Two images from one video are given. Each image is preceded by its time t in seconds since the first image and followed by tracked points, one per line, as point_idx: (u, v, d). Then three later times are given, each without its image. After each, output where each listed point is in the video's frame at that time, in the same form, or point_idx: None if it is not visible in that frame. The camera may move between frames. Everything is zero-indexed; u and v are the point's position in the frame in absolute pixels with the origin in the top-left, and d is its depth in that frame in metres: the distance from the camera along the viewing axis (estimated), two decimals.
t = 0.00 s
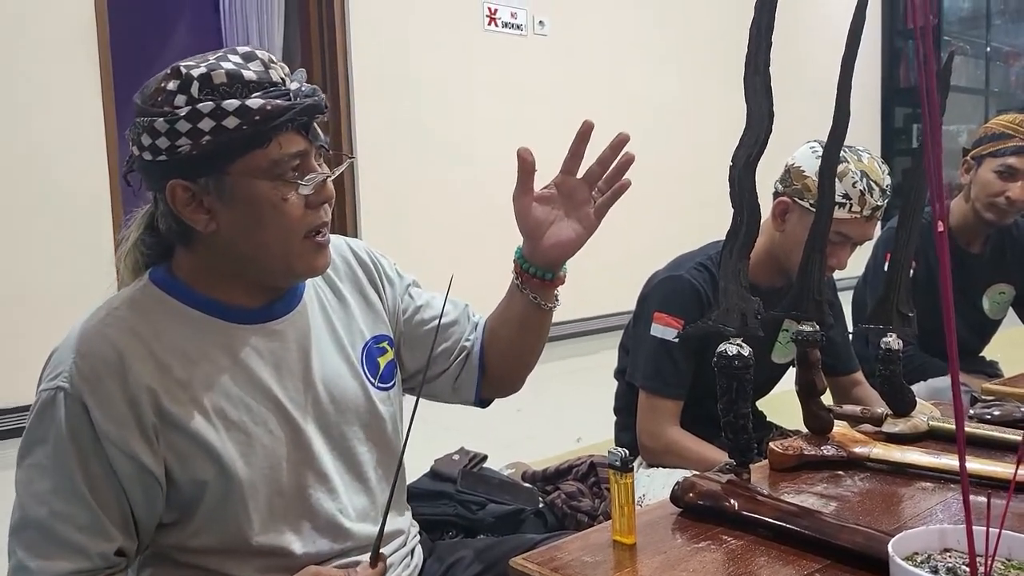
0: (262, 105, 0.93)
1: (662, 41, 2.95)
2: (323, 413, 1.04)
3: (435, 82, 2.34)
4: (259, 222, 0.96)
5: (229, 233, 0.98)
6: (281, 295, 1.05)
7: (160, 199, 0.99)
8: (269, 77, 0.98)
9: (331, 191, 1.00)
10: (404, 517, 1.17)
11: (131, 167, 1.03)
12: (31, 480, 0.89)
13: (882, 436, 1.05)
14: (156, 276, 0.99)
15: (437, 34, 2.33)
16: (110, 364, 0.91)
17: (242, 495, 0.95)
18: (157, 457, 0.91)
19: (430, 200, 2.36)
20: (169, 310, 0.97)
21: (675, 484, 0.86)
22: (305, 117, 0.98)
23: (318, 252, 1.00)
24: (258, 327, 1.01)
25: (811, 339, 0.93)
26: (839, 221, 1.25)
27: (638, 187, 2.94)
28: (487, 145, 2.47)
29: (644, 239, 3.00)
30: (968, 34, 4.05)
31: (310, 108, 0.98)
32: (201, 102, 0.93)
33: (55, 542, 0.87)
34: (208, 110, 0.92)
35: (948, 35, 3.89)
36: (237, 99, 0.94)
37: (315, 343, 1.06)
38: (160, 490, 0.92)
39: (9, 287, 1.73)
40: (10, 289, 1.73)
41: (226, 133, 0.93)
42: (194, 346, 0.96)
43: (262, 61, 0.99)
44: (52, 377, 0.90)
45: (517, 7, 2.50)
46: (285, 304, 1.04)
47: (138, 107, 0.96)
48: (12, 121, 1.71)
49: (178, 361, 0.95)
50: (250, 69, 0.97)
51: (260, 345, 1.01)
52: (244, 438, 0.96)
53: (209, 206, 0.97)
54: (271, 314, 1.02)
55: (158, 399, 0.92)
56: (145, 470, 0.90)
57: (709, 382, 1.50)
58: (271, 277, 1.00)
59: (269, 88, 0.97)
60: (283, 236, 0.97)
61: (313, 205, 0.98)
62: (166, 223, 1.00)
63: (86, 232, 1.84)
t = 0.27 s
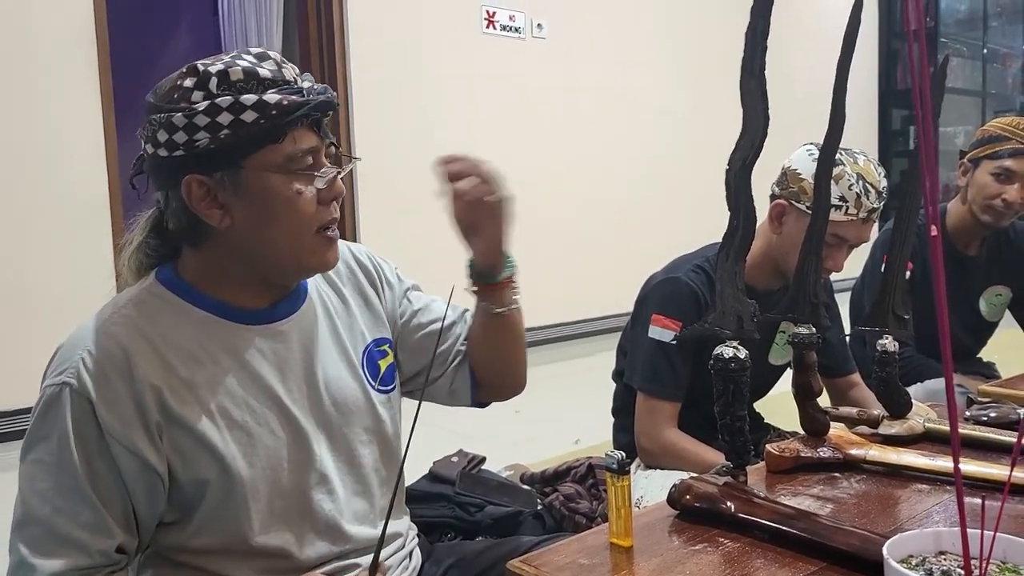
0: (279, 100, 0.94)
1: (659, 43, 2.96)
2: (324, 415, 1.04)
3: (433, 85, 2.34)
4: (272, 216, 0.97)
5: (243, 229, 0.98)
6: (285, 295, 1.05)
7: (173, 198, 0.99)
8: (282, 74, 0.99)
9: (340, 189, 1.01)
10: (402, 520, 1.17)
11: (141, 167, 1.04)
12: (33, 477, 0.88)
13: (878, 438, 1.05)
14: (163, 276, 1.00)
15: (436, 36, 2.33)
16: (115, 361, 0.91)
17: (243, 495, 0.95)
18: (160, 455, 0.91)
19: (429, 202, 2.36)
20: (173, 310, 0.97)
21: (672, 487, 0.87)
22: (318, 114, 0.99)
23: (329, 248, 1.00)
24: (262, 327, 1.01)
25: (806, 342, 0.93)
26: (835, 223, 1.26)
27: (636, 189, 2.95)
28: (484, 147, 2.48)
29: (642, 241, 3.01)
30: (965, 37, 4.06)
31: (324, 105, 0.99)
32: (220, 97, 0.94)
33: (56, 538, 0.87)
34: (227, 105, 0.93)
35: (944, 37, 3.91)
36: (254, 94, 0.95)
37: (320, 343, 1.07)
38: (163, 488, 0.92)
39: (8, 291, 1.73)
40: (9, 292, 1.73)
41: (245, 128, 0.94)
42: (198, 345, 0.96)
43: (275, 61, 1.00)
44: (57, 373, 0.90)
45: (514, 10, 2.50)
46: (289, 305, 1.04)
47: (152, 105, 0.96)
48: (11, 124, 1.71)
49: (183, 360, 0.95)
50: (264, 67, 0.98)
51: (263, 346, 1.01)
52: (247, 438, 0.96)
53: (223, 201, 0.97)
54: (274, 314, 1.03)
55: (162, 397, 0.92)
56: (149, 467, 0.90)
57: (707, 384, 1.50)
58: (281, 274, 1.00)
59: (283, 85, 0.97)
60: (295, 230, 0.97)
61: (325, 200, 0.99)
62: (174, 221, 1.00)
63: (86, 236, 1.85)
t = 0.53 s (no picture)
0: (298, 99, 0.95)
1: (656, 46, 2.97)
2: (326, 416, 1.04)
3: (430, 87, 2.34)
4: (286, 213, 0.97)
5: (255, 226, 0.97)
6: (291, 295, 1.05)
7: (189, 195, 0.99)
8: (298, 77, 1.00)
9: (348, 189, 1.01)
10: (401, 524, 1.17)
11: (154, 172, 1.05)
12: (38, 470, 0.88)
13: (874, 441, 1.06)
14: (170, 275, 1.00)
15: (433, 38, 2.34)
16: (120, 357, 0.91)
17: (244, 493, 0.95)
18: (164, 451, 0.91)
19: (428, 204, 2.36)
20: (179, 307, 0.97)
21: (668, 490, 0.87)
22: (333, 115, 1.00)
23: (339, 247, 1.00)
24: (266, 327, 1.01)
25: (801, 344, 0.94)
26: (830, 226, 1.26)
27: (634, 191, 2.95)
28: (482, 150, 2.48)
29: (640, 243, 3.01)
30: (962, 38, 4.07)
31: (339, 107, 1.00)
32: (239, 94, 0.94)
33: (59, 532, 0.87)
34: (247, 101, 0.93)
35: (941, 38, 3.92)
36: (273, 93, 0.96)
37: (325, 345, 1.07)
38: (165, 484, 0.92)
39: (8, 295, 1.73)
40: (7, 297, 1.73)
41: (263, 124, 0.94)
42: (202, 343, 0.97)
43: (291, 64, 1.01)
44: (63, 367, 0.90)
45: (512, 12, 2.51)
46: (293, 305, 1.05)
47: (169, 102, 0.96)
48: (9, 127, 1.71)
49: (187, 357, 0.95)
50: (282, 69, 0.99)
51: (266, 345, 1.01)
52: (249, 437, 0.96)
53: (236, 197, 0.97)
54: (283, 313, 1.03)
55: (167, 393, 0.92)
56: (153, 462, 0.90)
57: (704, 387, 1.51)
58: (290, 272, 1.00)
59: (300, 87, 0.98)
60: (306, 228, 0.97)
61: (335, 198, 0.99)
62: (186, 219, 1.00)
63: (86, 240, 1.85)
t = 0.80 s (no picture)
0: (295, 104, 0.95)
1: (652, 49, 2.98)
2: (322, 419, 1.04)
3: (427, 90, 2.35)
4: (282, 218, 0.97)
5: (253, 230, 0.98)
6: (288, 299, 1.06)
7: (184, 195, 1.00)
8: (298, 83, 1.00)
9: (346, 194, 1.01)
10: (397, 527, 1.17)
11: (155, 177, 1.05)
12: (36, 471, 0.88)
13: (869, 444, 1.06)
14: (169, 278, 1.00)
15: (430, 41, 2.34)
16: (117, 359, 0.91)
17: (240, 495, 0.95)
18: (161, 453, 0.91)
19: (425, 207, 2.37)
20: (176, 310, 0.97)
21: (664, 493, 0.87)
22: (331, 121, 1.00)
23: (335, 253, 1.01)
24: (263, 331, 1.01)
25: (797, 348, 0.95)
26: (824, 229, 1.27)
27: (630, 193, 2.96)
28: (479, 153, 2.49)
29: (637, 245, 3.02)
30: (957, 41, 4.08)
31: (338, 113, 1.00)
32: (237, 97, 0.95)
33: (56, 533, 0.87)
34: (244, 104, 0.94)
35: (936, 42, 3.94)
36: (271, 97, 0.96)
37: (322, 351, 1.07)
38: (162, 486, 0.92)
39: (5, 300, 1.73)
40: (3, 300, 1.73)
41: (260, 127, 0.95)
42: (199, 345, 0.97)
43: (291, 70, 1.01)
44: (60, 369, 0.90)
45: (508, 16, 2.51)
46: (291, 309, 1.05)
47: (169, 105, 0.97)
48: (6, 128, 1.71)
49: (184, 360, 0.95)
50: (281, 74, 0.99)
51: (263, 349, 1.01)
52: (245, 440, 0.96)
53: (234, 199, 0.97)
54: (282, 318, 1.03)
55: (163, 396, 0.92)
56: (150, 464, 0.91)
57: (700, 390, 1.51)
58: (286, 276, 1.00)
59: (299, 92, 0.99)
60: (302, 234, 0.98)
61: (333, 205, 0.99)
62: (184, 219, 1.00)
63: (84, 243, 1.85)
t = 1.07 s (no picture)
0: (295, 116, 0.95)
1: (645, 51, 2.99)
2: (316, 424, 1.04)
3: (422, 93, 2.35)
4: (276, 227, 0.97)
5: (249, 240, 0.98)
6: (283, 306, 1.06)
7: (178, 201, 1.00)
8: (300, 93, 1.00)
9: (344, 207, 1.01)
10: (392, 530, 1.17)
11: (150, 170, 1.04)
12: (29, 478, 0.88)
13: (862, 446, 1.07)
14: (162, 284, 1.00)
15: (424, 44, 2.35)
16: (110, 366, 0.91)
17: (234, 500, 0.95)
18: (154, 458, 0.91)
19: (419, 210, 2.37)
20: (169, 316, 0.97)
21: (658, 496, 0.88)
22: (330, 133, 1.00)
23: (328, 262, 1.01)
24: (257, 337, 1.01)
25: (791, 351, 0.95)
26: (817, 232, 1.27)
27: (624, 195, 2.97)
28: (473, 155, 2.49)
29: (631, 248, 3.03)
30: (949, 44, 4.11)
31: (338, 125, 1.00)
32: (237, 107, 0.95)
33: (49, 540, 0.87)
34: (243, 115, 0.94)
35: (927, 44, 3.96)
36: (271, 108, 0.96)
37: (314, 352, 1.07)
38: (155, 492, 0.92)
39: (4, 301, 1.75)
40: None
41: (259, 138, 0.95)
42: (193, 351, 0.97)
43: (294, 80, 1.01)
44: (53, 376, 0.90)
45: (502, 18, 2.52)
46: (286, 315, 1.05)
47: (169, 110, 0.97)
48: None
49: (178, 366, 0.95)
50: (284, 84, 0.99)
51: (257, 355, 1.01)
52: (239, 445, 0.96)
53: (228, 207, 0.97)
54: (275, 323, 1.03)
55: (156, 402, 0.92)
56: (143, 470, 0.91)
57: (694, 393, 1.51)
58: (280, 285, 1.00)
59: (300, 103, 0.98)
60: (296, 243, 0.98)
61: (329, 216, 0.99)
62: (179, 224, 1.00)
63: (83, 245, 1.87)
